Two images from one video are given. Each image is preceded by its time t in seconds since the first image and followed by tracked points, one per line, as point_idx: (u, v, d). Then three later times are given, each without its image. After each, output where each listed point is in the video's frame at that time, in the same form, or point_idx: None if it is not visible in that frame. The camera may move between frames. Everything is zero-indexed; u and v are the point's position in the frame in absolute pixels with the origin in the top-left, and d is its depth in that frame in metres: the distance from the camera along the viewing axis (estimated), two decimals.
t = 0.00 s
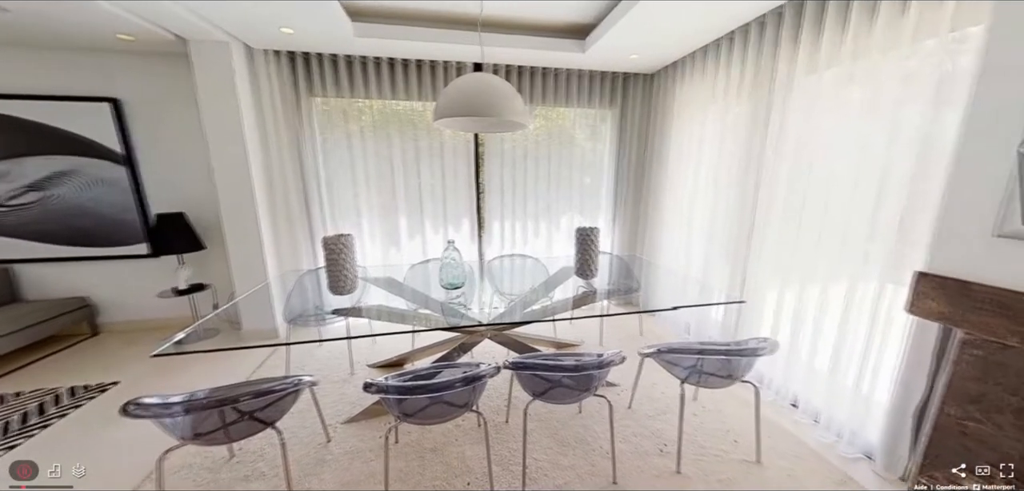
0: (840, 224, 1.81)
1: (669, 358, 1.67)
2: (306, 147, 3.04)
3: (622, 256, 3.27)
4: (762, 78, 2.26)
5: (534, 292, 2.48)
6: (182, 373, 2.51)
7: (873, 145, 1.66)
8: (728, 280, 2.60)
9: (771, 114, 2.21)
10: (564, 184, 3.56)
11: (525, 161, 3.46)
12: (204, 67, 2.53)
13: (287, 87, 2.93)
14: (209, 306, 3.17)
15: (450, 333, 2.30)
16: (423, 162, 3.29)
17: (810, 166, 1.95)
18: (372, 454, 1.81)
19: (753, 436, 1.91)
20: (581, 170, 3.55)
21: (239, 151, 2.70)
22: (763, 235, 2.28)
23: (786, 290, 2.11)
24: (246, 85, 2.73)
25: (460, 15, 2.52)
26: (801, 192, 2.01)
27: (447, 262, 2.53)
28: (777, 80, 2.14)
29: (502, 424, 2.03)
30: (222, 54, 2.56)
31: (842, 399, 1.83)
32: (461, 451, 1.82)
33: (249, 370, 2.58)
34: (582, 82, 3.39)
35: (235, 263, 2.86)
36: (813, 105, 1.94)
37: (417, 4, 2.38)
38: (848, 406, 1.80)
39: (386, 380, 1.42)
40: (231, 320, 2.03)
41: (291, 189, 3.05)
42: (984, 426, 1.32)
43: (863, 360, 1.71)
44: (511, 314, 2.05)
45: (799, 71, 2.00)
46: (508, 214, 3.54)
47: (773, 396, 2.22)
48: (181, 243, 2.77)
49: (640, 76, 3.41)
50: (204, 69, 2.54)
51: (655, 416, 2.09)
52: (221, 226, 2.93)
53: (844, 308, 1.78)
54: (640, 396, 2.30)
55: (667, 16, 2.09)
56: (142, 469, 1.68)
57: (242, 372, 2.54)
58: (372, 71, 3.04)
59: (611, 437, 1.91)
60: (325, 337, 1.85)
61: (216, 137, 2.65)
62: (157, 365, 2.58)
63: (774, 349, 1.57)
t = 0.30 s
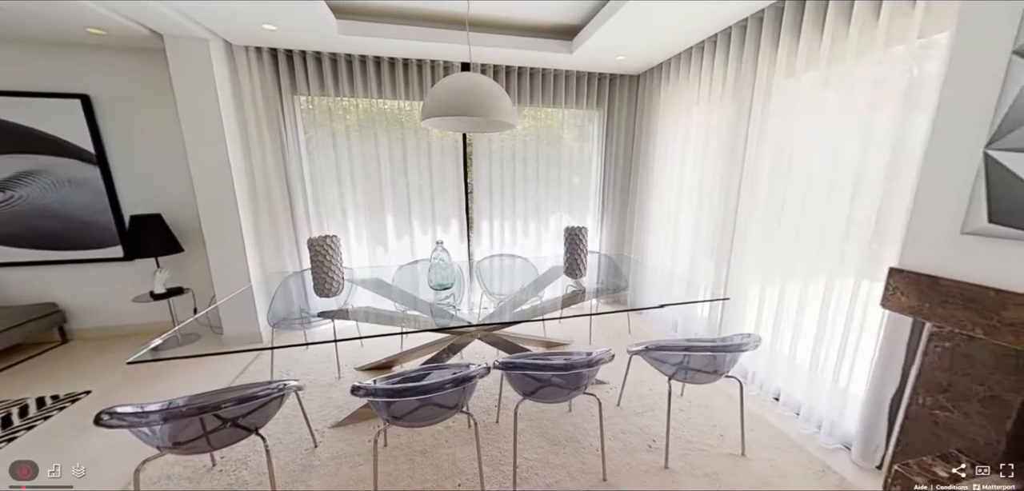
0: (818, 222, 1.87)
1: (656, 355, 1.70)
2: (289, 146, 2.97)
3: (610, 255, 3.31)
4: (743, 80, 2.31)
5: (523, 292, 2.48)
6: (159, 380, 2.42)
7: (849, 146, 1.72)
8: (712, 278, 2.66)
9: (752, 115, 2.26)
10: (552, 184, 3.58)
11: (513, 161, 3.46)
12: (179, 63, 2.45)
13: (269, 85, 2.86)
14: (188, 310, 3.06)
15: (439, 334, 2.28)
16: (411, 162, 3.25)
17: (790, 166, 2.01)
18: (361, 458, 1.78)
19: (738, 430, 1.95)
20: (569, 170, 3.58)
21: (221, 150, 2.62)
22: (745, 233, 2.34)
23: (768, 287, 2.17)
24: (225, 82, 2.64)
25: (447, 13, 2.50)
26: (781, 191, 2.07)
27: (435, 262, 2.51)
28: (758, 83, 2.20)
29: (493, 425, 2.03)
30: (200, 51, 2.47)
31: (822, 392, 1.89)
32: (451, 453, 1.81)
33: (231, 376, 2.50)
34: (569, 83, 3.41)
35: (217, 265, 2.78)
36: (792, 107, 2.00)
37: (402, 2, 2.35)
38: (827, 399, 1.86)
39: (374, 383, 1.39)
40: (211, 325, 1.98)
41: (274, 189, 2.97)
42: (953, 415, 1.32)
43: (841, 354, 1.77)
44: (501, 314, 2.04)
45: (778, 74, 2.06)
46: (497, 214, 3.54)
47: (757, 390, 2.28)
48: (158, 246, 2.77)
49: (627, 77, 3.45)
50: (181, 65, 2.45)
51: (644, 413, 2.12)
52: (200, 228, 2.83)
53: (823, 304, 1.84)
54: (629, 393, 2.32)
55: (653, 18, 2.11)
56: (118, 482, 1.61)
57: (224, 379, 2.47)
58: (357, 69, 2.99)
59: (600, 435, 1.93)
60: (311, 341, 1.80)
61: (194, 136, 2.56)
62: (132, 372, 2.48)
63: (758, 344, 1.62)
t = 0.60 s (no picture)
0: (797, 221, 1.93)
1: (643, 353, 1.72)
2: (270, 145, 2.90)
3: (597, 254, 3.34)
4: (724, 83, 2.37)
5: (512, 292, 2.48)
6: (133, 389, 2.31)
7: (824, 147, 1.79)
8: (697, 275, 2.72)
9: (733, 117, 2.32)
10: (539, 183, 3.59)
11: (500, 161, 3.46)
12: (152, 57, 2.35)
13: (249, 82, 2.78)
14: (164, 315, 2.94)
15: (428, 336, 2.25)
16: (397, 162, 3.21)
17: (770, 167, 2.07)
18: (348, 463, 1.74)
19: (722, 424, 2.00)
20: (556, 170, 3.60)
21: (198, 149, 2.53)
22: (727, 231, 2.40)
23: (750, 283, 2.24)
24: (202, 79, 2.55)
25: (432, 12, 2.48)
26: (762, 190, 2.13)
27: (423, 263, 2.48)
28: (738, 85, 2.26)
29: (483, 425, 2.02)
30: (176, 46, 2.38)
31: (801, 384, 1.96)
32: (440, 455, 1.80)
33: (211, 383, 2.42)
34: (556, 84, 3.43)
35: (195, 268, 2.69)
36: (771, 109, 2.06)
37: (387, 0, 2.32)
38: (805, 391, 1.92)
39: (361, 386, 1.37)
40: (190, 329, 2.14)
41: (254, 189, 2.89)
42: (921, 403, 1.37)
43: (819, 348, 1.83)
44: (490, 314, 2.04)
45: (758, 77, 2.12)
46: (485, 214, 3.53)
47: (739, 384, 2.34)
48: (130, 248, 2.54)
49: (612, 79, 3.49)
50: (155, 60, 2.36)
51: (632, 409, 2.16)
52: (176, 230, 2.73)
53: (801, 299, 1.91)
54: (617, 391, 2.35)
55: (638, 20, 2.14)
56: None
57: (204, 386, 2.38)
58: (341, 67, 2.94)
59: (589, 432, 1.95)
60: (295, 344, 1.76)
61: (169, 134, 2.47)
62: (103, 380, 2.37)
63: (741, 340, 1.66)
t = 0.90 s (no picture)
0: (776, 219, 1.99)
1: (630, 350, 1.75)
2: (250, 144, 2.81)
3: (584, 253, 3.37)
4: (706, 85, 2.43)
5: (500, 292, 2.48)
6: (104, 399, 2.21)
7: (801, 148, 1.85)
8: (681, 273, 2.77)
9: (715, 118, 2.38)
10: (526, 183, 3.59)
11: (487, 161, 3.45)
12: (122, 51, 2.25)
13: (227, 79, 2.69)
14: (137, 322, 2.82)
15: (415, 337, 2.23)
16: (383, 161, 3.16)
17: (751, 167, 2.13)
18: (334, 469, 1.71)
19: (706, 418, 2.04)
20: (543, 170, 3.61)
21: (172, 148, 2.43)
22: (710, 230, 2.46)
23: (732, 280, 2.30)
24: (176, 75, 2.46)
25: (417, 10, 2.46)
26: (742, 190, 2.19)
27: (410, 264, 2.45)
28: (720, 88, 2.32)
29: (472, 426, 2.01)
30: (148, 40, 2.29)
31: (781, 378, 2.02)
32: (429, 457, 1.78)
33: (188, 391, 2.33)
34: (543, 84, 3.45)
35: (172, 272, 2.59)
36: (750, 111, 2.12)
37: None
38: (785, 384, 1.99)
39: (347, 390, 1.34)
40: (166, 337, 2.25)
41: (233, 190, 2.80)
42: (892, 393, 1.43)
43: (797, 342, 1.89)
44: (478, 315, 2.03)
45: (738, 80, 2.18)
46: (472, 214, 3.51)
47: (723, 379, 2.40)
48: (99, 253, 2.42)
49: (598, 80, 3.53)
50: (125, 55, 2.26)
51: (619, 406, 2.19)
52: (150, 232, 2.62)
53: (781, 295, 1.97)
54: (605, 388, 2.38)
55: (622, 22, 2.17)
56: None
57: (181, 394, 2.30)
58: (324, 65, 2.88)
59: (578, 430, 1.96)
60: (278, 349, 1.71)
61: (142, 132, 2.37)
62: (71, 390, 2.25)
63: (724, 336, 1.70)
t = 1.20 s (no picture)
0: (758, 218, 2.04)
1: (619, 348, 1.77)
2: (230, 143, 2.73)
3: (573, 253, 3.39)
4: (690, 87, 2.48)
5: (490, 293, 2.47)
6: (76, 409, 2.11)
7: (781, 149, 1.91)
8: (668, 271, 2.81)
9: (699, 120, 2.43)
10: (515, 183, 3.59)
11: (476, 160, 3.44)
12: (91, 46, 2.16)
13: (205, 76, 2.61)
14: (111, 328, 2.70)
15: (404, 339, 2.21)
16: (369, 161, 3.12)
17: (734, 167, 2.18)
18: (321, 475, 1.68)
19: (693, 413, 2.09)
20: (531, 170, 3.62)
21: (148, 147, 2.35)
22: (695, 228, 2.51)
23: (716, 278, 2.35)
24: (151, 70, 2.37)
25: (403, 8, 2.43)
26: (726, 189, 2.25)
27: (398, 265, 2.42)
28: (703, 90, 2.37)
29: (462, 428, 2.01)
30: (120, 34, 2.20)
31: (764, 373, 2.07)
32: (419, 460, 1.76)
33: (167, 399, 2.25)
34: (530, 84, 3.45)
35: (149, 275, 2.50)
36: (733, 113, 2.17)
37: None
38: (768, 379, 2.04)
39: (334, 394, 1.31)
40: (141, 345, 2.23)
41: (213, 190, 2.72)
42: (868, 384, 1.48)
43: (779, 337, 1.95)
44: (467, 316, 2.02)
45: (721, 82, 2.23)
46: (461, 214, 3.49)
47: (708, 375, 2.46)
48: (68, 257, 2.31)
49: (585, 80, 3.56)
50: (96, 50, 2.17)
51: (608, 403, 2.21)
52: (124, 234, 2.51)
53: (763, 292, 2.03)
54: (594, 386, 2.41)
55: (608, 23, 2.20)
56: None
57: (159, 402, 2.22)
58: (307, 63, 2.82)
59: (568, 429, 1.97)
60: (262, 353, 1.67)
61: (114, 129, 2.27)
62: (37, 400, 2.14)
63: (709, 333, 1.74)
